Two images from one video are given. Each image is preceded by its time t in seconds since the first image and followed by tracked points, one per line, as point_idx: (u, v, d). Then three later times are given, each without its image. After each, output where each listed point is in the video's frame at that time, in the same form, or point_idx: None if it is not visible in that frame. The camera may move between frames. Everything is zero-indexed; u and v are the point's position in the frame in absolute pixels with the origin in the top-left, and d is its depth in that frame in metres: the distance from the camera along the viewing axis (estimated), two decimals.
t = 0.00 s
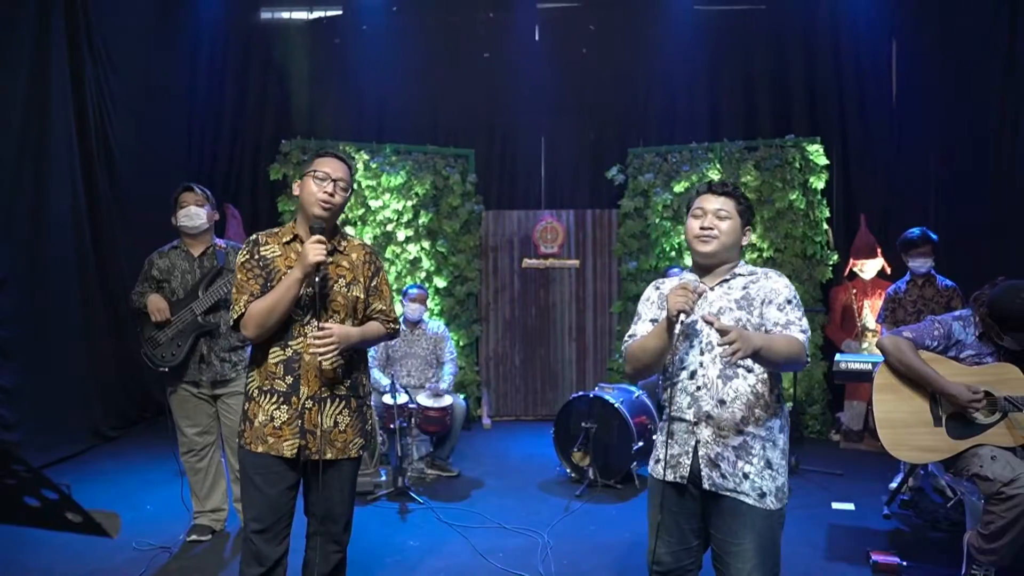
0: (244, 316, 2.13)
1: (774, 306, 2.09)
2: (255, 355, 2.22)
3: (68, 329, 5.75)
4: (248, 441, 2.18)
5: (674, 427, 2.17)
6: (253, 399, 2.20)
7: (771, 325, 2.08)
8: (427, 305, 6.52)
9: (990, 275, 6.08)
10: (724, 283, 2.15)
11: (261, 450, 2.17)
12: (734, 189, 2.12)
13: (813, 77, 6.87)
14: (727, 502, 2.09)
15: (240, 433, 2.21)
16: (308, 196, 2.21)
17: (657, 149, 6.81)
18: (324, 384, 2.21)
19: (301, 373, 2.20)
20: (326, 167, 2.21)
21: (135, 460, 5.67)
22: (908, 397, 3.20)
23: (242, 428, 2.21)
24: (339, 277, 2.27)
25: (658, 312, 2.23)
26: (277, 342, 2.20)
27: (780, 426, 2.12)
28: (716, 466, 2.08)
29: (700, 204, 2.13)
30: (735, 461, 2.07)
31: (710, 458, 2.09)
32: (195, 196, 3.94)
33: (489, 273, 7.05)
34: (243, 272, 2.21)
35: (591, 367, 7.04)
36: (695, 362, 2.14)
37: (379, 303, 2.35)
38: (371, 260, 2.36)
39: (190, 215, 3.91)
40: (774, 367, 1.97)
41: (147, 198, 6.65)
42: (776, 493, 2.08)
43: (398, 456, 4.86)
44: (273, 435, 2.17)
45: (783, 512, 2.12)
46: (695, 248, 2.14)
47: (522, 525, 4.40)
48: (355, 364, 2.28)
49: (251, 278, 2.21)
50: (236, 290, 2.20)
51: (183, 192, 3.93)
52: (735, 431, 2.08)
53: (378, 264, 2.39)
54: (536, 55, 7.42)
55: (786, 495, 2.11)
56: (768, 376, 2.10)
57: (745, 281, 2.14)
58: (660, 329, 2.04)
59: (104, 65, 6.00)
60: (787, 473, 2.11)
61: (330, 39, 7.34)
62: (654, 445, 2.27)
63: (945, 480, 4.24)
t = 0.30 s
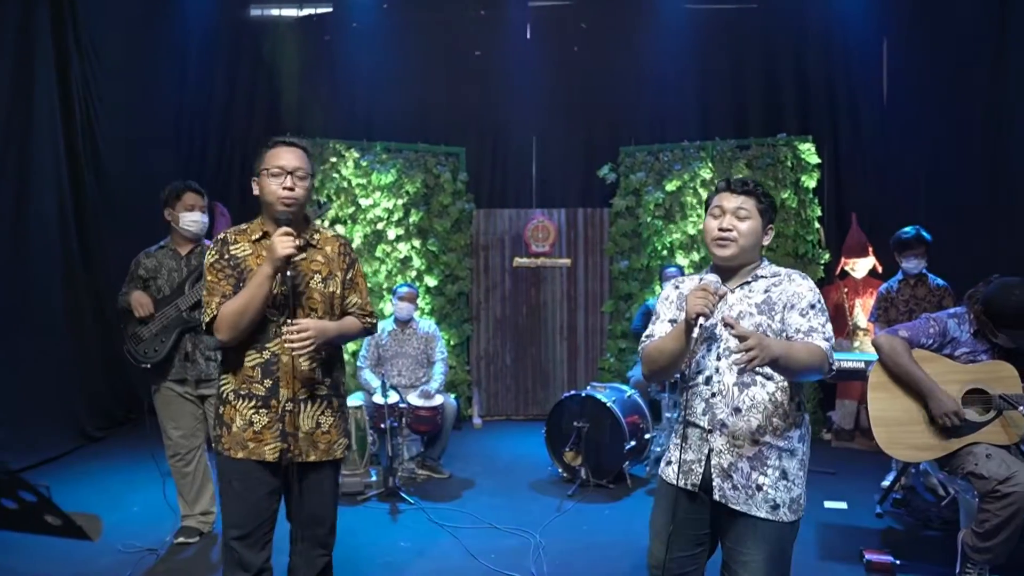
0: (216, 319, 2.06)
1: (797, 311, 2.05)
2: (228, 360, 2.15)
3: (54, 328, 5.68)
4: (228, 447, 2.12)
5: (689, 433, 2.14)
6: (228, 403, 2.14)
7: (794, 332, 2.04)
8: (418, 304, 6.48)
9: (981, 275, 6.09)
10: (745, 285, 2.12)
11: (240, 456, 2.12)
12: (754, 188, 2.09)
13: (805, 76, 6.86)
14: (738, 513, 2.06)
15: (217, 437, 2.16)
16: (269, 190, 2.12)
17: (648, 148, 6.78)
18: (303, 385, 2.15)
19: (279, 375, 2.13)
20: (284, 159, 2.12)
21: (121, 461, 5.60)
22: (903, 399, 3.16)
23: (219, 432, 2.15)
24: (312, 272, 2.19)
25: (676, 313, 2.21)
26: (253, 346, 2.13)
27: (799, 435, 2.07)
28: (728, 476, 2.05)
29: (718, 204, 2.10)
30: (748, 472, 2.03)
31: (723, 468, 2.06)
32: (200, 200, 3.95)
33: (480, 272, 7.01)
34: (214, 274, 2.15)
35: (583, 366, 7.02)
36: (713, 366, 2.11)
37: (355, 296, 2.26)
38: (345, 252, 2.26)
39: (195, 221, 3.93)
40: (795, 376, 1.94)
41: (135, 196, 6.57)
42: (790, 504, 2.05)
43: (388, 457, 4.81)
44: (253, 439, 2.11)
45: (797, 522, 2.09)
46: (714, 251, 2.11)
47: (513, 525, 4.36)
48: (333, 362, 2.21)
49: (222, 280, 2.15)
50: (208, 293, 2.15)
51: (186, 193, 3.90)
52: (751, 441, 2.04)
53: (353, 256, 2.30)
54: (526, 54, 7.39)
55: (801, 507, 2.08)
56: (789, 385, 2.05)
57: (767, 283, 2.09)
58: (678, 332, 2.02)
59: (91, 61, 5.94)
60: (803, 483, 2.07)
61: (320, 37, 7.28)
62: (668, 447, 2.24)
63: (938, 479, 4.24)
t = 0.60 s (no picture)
0: (163, 326, 1.94)
1: (797, 311, 2.02)
2: (178, 366, 2.03)
3: (25, 327, 5.56)
4: (184, 457, 2.00)
5: (684, 430, 2.13)
6: (182, 411, 2.02)
7: (792, 332, 2.02)
8: (397, 303, 6.41)
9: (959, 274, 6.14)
10: (747, 279, 2.10)
11: (198, 467, 1.99)
12: (765, 179, 2.09)
13: (784, 76, 6.89)
14: (731, 514, 2.04)
15: (172, 447, 2.03)
16: (208, 185, 1.99)
17: (630, 146, 6.77)
18: (262, 388, 2.04)
19: (236, 380, 2.01)
20: (221, 151, 1.98)
21: (94, 464, 5.50)
22: (886, 395, 3.17)
23: (174, 443, 2.03)
24: (264, 267, 2.07)
25: (675, 303, 2.19)
26: (205, 350, 2.01)
27: (796, 436, 2.05)
28: (722, 476, 2.03)
29: (728, 193, 2.09)
30: (743, 472, 2.01)
31: (717, 467, 2.04)
32: (177, 194, 3.87)
33: (461, 271, 6.96)
34: (157, 277, 2.02)
35: (564, 366, 6.99)
36: (710, 363, 2.11)
37: (311, 289, 2.16)
38: (298, 243, 2.15)
39: (173, 215, 3.84)
40: (790, 376, 1.91)
41: (108, 193, 6.45)
42: (784, 506, 2.02)
43: (367, 457, 4.77)
44: (211, 448, 1.99)
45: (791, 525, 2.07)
46: (723, 241, 2.08)
47: (494, 526, 4.31)
48: (293, 361, 2.10)
49: (166, 283, 2.01)
50: (152, 299, 2.01)
51: (163, 186, 3.82)
52: (746, 441, 2.02)
53: (307, 246, 2.18)
54: (507, 52, 7.34)
55: (796, 508, 2.05)
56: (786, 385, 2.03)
57: (770, 278, 2.07)
58: (679, 320, 2.00)
59: (63, 56, 5.83)
60: (799, 484, 2.05)
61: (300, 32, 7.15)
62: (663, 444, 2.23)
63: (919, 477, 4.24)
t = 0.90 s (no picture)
0: (118, 342, 1.82)
1: (788, 316, 1.99)
2: (133, 380, 1.94)
3: None
4: (141, 475, 1.91)
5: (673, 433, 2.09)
6: (140, 425, 1.93)
7: (784, 337, 1.98)
8: (374, 303, 6.34)
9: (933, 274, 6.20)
10: (738, 281, 2.05)
11: (157, 484, 1.90)
12: (759, 179, 2.04)
13: (761, 76, 6.91)
14: (720, 517, 2.01)
15: (128, 465, 1.93)
16: (151, 188, 1.88)
17: (609, 146, 6.75)
18: (227, 399, 1.96)
19: (198, 393, 1.93)
20: (163, 150, 1.88)
21: (62, 469, 5.36)
22: (870, 394, 3.18)
23: (131, 460, 1.93)
24: (219, 271, 1.98)
25: (666, 302, 2.15)
26: (163, 363, 1.92)
27: (786, 438, 2.02)
28: (711, 479, 2.00)
29: (720, 191, 2.05)
30: (732, 476, 1.99)
31: (706, 471, 2.01)
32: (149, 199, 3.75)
33: (439, 270, 6.90)
34: (105, 292, 1.90)
35: (542, 365, 6.96)
36: (699, 366, 2.05)
37: (271, 290, 2.08)
38: (253, 242, 2.07)
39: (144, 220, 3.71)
40: (781, 384, 1.86)
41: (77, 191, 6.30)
42: (774, 508, 2.00)
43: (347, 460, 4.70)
44: (173, 463, 1.91)
45: (779, 526, 2.05)
46: (711, 241, 2.04)
47: (475, 529, 4.27)
48: (258, 368, 2.02)
49: (115, 297, 1.90)
50: (101, 315, 1.89)
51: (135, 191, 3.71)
52: (735, 445, 1.99)
53: (262, 244, 2.10)
54: (486, 49, 7.28)
55: (785, 510, 2.04)
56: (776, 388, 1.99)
57: (762, 281, 2.03)
58: (673, 322, 1.95)
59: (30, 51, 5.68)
60: (788, 486, 2.03)
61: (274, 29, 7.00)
62: (652, 444, 2.19)
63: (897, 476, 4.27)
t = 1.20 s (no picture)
0: (94, 337, 1.66)
1: (774, 316, 1.96)
2: (103, 383, 1.78)
3: None
4: (124, 485, 1.77)
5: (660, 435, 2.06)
6: (114, 433, 1.77)
7: (770, 338, 1.95)
8: (356, 304, 6.28)
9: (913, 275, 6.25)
10: (726, 282, 2.04)
11: (142, 490, 1.77)
12: (752, 181, 2.03)
13: (743, 77, 6.93)
14: (710, 519, 1.98)
15: (105, 478, 1.77)
16: (124, 173, 1.78)
17: (592, 147, 6.74)
18: (208, 393, 1.84)
19: (178, 388, 1.80)
20: (136, 133, 1.79)
21: (35, 475, 5.24)
22: (857, 395, 3.19)
23: (106, 471, 1.77)
24: (196, 261, 1.88)
25: (653, 302, 2.13)
26: (139, 359, 1.77)
27: (773, 439, 2.00)
28: (700, 480, 1.98)
29: (713, 190, 2.03)
30: (721, 477, 1.96)
31: (695, 472, 1.98)
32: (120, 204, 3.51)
33: (421, 270, 6.84)
34: (74, 286, 1.73)
35: (525, 366, 6.93)
36: (687, 367, 2.04)
37: (247, 282, 2.00)
38: (227, 233, 1.99)
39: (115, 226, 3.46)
40: (768, 383, 1.83)
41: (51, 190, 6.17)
42: (763, 508, 1.98)
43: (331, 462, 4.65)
44: (157, 468, 1.77)
45: (769, 527, 2.03)
46: (701, 239, 2.02)
47: (461, 532, 4.22)
48: (237, 361, 1.92)
49: (86, 290, 1.73)
50: (71, 311, 1.71)
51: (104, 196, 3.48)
52: (724, 446, 1.97)
53: (236, 236, 2.03)
54: (468, 49, 7.24)
55: (774, 510, 2.02)
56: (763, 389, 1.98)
57: (749, 282, 2.01)
58: (660, 321, 1.91)
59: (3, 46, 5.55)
60: (776, 486, 2.02)
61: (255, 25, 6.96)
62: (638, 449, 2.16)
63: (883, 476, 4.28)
